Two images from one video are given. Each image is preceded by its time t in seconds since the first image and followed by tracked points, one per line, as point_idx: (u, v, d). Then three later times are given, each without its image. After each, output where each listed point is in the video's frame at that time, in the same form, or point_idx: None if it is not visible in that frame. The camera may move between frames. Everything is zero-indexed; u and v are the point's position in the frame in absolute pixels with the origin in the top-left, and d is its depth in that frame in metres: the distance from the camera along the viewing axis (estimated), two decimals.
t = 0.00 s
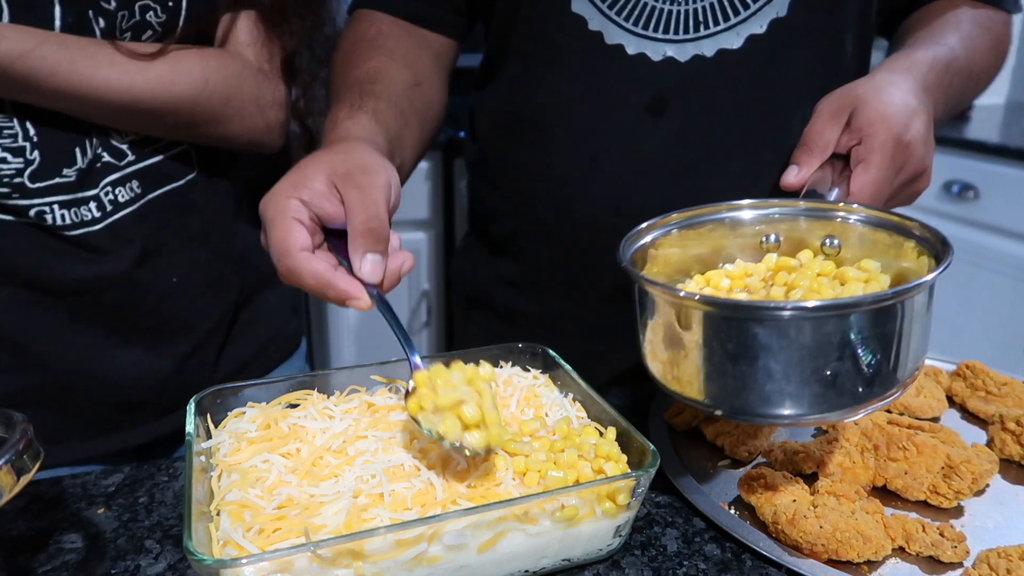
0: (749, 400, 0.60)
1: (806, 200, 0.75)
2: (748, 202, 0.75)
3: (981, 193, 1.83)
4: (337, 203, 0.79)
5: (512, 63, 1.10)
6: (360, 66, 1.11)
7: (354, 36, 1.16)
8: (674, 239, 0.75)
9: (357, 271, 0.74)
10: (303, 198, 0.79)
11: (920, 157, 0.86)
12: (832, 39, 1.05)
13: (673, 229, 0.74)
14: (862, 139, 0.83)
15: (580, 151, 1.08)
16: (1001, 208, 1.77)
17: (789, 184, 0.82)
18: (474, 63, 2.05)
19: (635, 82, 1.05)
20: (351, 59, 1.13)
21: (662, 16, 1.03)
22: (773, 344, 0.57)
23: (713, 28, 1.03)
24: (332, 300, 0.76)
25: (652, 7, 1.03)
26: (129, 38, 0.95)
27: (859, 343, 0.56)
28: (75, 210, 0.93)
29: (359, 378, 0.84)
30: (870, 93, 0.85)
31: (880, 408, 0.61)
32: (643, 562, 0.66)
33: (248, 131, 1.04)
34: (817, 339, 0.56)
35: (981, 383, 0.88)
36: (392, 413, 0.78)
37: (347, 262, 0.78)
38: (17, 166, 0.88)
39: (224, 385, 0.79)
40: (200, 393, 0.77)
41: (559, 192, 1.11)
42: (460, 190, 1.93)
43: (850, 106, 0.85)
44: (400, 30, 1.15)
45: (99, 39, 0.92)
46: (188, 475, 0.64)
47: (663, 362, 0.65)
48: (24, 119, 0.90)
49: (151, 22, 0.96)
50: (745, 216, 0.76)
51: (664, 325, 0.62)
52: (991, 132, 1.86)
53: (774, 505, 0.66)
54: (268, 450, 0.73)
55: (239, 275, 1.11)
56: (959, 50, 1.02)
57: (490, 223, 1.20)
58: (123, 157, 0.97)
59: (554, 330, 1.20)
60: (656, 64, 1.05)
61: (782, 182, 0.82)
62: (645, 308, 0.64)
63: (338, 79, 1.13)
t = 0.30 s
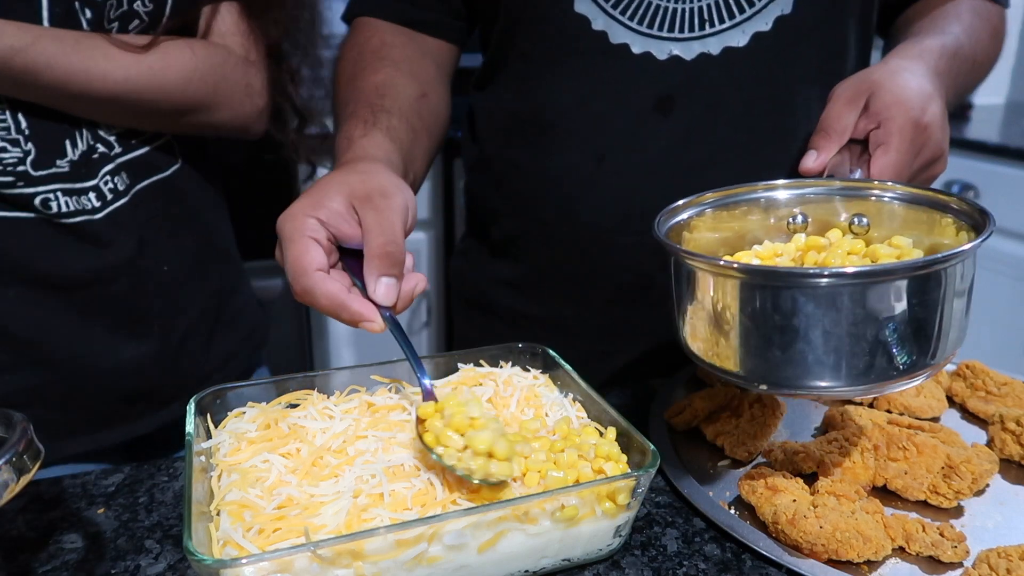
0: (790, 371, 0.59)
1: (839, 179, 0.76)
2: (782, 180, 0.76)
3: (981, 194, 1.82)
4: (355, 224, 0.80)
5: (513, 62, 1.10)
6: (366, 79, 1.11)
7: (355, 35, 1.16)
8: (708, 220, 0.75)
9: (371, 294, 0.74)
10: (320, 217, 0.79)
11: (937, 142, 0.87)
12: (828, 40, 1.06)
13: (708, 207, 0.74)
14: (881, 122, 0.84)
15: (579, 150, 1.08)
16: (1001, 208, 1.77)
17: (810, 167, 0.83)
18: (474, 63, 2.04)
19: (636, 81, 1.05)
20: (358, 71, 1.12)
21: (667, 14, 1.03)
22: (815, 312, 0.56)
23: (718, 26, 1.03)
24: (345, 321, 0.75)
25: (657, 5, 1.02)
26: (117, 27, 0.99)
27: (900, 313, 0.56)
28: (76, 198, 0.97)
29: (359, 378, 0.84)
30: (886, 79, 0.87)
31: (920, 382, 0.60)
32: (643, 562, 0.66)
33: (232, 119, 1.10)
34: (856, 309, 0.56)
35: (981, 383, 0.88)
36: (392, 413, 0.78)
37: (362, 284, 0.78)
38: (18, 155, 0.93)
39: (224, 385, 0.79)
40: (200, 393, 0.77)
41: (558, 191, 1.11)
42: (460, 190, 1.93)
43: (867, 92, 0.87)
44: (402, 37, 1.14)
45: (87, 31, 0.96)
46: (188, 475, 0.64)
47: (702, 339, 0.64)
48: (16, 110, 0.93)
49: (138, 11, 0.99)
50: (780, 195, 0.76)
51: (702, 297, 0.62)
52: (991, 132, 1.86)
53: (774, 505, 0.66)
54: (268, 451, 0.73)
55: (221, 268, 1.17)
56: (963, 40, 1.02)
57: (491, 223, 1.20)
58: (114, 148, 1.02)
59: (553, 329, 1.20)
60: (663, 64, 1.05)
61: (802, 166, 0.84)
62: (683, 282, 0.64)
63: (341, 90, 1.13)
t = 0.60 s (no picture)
0: (794, 371, 0.59)
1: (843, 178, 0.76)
2: (787, 180, 0.76)
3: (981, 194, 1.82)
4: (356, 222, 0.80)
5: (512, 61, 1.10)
6: (367, 78, 1.11)
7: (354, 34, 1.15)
8: (712, 220, 0.75)
9: (371, 294, 0.74)
10: (322, 213, 0.79)
11: (938, 141, 0.87)
12: (826, 40, 1.06)
13: (712, 206, 0.74)
14: (881, 120, 0.84)
15: (578, 150, 1.08)
16: (1000, 209, 1.77)
17: (812, 165, 0.83)
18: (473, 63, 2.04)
19: (635, 81, 1.05)
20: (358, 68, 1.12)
21: (668, 15, 1.02)
22: (820, 314, 0.56)
23: (719, 26, 1.03)
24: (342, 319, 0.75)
25: (659, 5, 1.02)
26: (63, 25, 1.22)
27: (902, 314, 0.56)
28: (27, 181, 1.23)
29: (359, 378, 0.84)
30: (886, 78, 0.87)
31: (921, 381, 0.60)
32: (643, 562, 0.66)
33: (170, 108, 1.43)
34: (860, 309, 0.56)
35: (981, 383, 0.88)
36: (392, 413, 0.78)
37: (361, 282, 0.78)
38: None
39: (223, 386, 0.79)
40: (199, 392, 0.77)
41: (556, 191, 1.11)
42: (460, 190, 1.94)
43: (868, 90, 0.87)
44: (402, 38, 1.14)
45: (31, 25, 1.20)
46: (188, 474, 0.63)
47: (706, 335, 0.64)
48: None
49: (82, 9, 1.23)
50: (784, 194, 0.76)
51: (706, 296, 0.62)
52: (991, 132, 1.86)
53: (774, 505, 0.66)
54: (268, 451, 0.73)
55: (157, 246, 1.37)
56: (961, 39, 1.02)
57: (490, 222, 1.20)
58: (65, 140, 1.26)
59: (551, 328, 1.20)
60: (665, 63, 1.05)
61: (801, 164, 0.83)
62: (687, 281, 0.64)
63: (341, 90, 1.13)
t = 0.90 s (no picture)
0: (789, 363, 0.59)
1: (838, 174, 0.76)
2: (783, 175, 0.76)
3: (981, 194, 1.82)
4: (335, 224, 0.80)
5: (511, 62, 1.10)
6: (361, 80, 1.11)
7: (353, 34, 1.15)
8: (708, 216, 0.75)
9: (337, 294, 0.73)
10: (303, 211, 0.79)
11: (935, 139, 0.87)
12: (826, 40, 1.06)
13: (708, 202, 0.74)
14: (879, 118, 0.84)
15: (577, 150, 1.08)
16: (1000, 209, 1.77)
17: (808, 164, 0.81)
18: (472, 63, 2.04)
19: (634, 82, 1.05)
20: (353, 71, 1.12)
21: (667, 15, 1.02)
22: (815, 305, 0.56)
23: (719, 26, 1.03)
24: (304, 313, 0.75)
25: (657, 5, 1.02)
26: None
27: (898, 307, 0.56)
28: None
29: (359, 378, 0.84)
30: (884, 75, 0.87)
31: (917, 374, 0.60)
32: (643, 562, 0.66)
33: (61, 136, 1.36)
34: (855, 302, 0.56)
35: (980, 383, 0.88)
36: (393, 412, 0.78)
37: (332, 283, 0.77)
38: None
39: (223, 386, 0.79)
40: (199, 392, 0.77)
41: (556, 191, 1.11)
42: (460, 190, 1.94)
43: (865, 88, 0.86)
44: (398, 40, 1.15)
45: None
46: (188, 474, 0.63)
47: (702, 330, 0.64)
48: None
49: None
50: (780, 190, 0.76)
51: (702, 290, 0.62)
52: (992, 132, 1.86)
53: (774, 505, 0.66)
54: (268, 450, 0.73)
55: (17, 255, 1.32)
56: (958, 38, 1.02)
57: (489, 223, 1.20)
58: None
59: (550, 328, 1.20)
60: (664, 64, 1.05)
61: (801, 163, 0.81)
62: (686, 275, 0.64)
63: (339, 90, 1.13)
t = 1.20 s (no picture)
0: (787, 362, 0.59)
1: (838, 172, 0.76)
2: (782, 173, 0.76)
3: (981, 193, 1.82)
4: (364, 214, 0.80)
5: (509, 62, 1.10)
6: (374, 87, 1.10)
7: (355, 35, 1.15)
8: (707, 214, 0.75)
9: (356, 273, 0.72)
10: (339, 189, 0.80)
11: (934, 139, 0.87)
12: (822, 41, 1.07)
13: (707, 199, 0.74)
14: (878, 117, 0.84)
15: (576, 150, 1.08)
16: (1000, 209, 1.77)
17: (807, 163, 0.81)
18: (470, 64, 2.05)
19: (633, 82, 1.05)
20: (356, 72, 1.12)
21: (665, 15, 1.02)
22: (813, 302, 0.56)
23: (716, 27, 1.03)
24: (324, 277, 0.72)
25: (655, 5, 1.02)
26: None
27: (895, 305, 0.56)
28: None
29: (359, 378, 0.84)
30: (883, 74, 0.87)
31: (915, 373, 0.60)
32: (643, 562, 0.66)
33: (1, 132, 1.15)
34: (853, 299, 0.56)
35: (981, 383, 0.88)
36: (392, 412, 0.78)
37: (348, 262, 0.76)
38: None
39: (222, 386, 0.79)
40: (198, 393, 0.77)
41: (555, 191, 1.11)
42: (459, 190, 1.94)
43: (864, 87, 0.86)
44: (402, 43, 1.15)
45: None
46: (188, 474, 0.63)
47: (700, 330, 0.64)
48: None
49: None
50: (779, 188, 0.76)
51: (701, 287, 0.62)
52: (992, 132, 1.86)
53: (774, 505, 0.66)
54: (268, 450, 0.73)
55: None
56: (956, 38, 1.02)
57: (489, 222, 1.20)
58: None
59: (550, 328, 1.20)
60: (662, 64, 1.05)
61: (798, 160, 0.82)
62: (685, 275, 0.64)
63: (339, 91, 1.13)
